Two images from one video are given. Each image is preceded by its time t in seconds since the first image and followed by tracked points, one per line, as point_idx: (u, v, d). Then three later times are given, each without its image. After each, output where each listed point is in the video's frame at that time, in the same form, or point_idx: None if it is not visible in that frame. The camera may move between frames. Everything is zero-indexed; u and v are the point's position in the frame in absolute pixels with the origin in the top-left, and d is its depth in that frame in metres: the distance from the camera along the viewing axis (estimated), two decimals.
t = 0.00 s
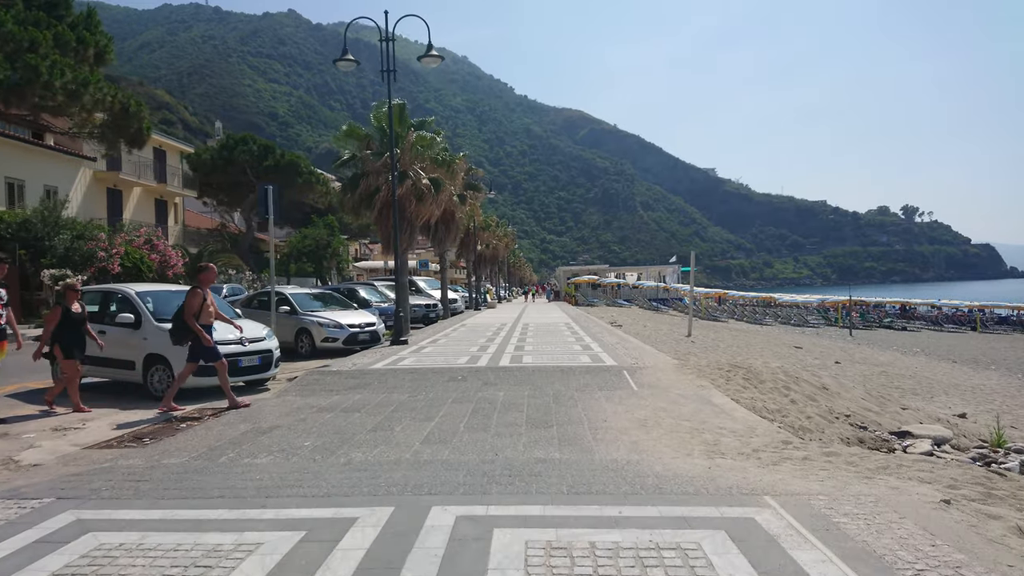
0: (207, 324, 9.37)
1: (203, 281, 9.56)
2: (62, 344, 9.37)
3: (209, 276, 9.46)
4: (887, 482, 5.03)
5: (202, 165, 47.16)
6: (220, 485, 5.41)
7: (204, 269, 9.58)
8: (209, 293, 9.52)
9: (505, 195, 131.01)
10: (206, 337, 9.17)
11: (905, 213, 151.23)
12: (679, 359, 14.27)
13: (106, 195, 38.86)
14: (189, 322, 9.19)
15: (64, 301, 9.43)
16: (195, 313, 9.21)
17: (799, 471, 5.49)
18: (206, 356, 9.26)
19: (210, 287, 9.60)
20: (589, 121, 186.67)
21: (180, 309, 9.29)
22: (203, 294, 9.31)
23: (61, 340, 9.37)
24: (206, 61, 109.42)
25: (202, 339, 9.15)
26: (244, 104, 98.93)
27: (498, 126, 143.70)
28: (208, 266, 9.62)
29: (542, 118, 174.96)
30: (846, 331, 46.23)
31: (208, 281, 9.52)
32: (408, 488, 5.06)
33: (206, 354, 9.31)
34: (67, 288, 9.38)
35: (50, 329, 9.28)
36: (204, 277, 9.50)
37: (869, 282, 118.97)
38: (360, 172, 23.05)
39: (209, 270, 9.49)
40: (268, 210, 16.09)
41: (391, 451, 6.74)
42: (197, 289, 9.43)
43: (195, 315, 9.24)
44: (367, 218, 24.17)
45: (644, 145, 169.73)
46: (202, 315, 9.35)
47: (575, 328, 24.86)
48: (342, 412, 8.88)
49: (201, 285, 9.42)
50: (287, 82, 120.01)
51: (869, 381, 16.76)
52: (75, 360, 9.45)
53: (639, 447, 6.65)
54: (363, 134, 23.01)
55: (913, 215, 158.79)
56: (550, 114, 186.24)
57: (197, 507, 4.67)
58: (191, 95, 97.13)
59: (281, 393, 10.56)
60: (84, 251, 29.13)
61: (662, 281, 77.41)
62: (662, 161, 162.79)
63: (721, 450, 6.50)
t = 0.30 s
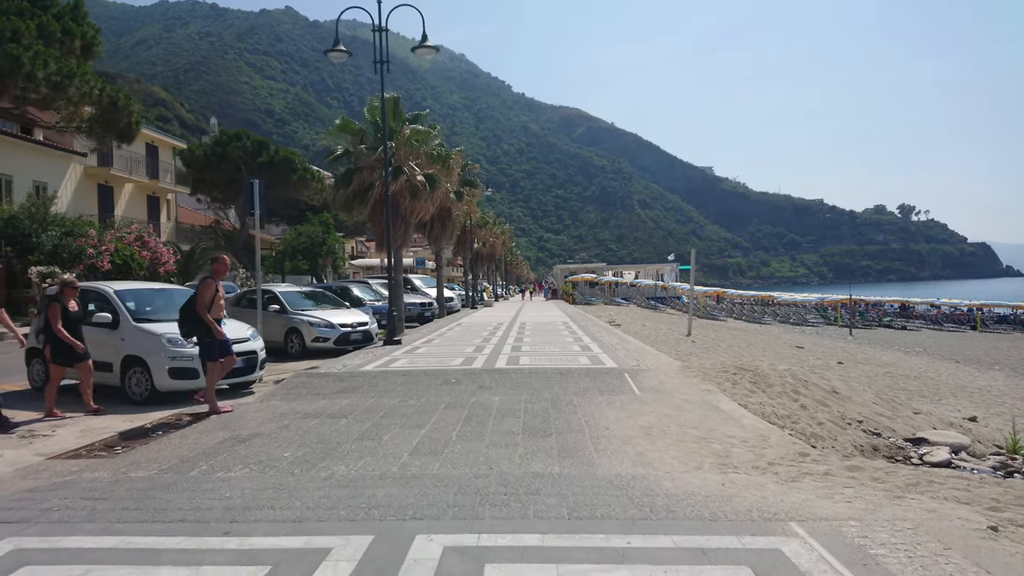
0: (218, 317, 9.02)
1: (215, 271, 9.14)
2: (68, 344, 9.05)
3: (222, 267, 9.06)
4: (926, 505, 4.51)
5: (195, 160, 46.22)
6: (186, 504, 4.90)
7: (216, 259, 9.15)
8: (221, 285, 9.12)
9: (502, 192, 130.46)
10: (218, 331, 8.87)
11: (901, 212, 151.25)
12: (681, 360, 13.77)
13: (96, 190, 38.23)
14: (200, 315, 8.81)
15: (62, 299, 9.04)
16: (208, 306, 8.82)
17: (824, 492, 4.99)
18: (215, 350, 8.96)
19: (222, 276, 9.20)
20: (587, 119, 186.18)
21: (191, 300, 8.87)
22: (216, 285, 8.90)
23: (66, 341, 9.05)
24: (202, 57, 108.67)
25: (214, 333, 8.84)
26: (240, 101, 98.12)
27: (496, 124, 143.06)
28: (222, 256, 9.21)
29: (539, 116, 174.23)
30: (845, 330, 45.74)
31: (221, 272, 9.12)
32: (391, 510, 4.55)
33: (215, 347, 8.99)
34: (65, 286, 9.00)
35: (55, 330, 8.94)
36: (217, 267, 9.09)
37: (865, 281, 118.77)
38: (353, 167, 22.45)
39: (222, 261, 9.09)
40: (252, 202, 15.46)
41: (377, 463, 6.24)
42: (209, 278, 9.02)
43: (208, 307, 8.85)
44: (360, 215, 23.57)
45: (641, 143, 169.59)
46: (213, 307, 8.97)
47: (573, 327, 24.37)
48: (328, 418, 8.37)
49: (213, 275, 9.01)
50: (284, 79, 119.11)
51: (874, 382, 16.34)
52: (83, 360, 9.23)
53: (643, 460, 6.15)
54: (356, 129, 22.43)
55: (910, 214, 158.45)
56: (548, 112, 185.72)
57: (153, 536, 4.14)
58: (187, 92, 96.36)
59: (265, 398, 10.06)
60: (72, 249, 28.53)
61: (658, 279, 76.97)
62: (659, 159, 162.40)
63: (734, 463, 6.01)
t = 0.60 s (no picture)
0: (227, 321, 8.71)
1: (223, 272, 8.89)
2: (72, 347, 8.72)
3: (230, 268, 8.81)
4: (971, 531, 4.03)
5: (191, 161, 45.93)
6: (145, 527, 4.41)
7: (224, 260, 8.90)
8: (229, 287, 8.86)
9: (501, 194, 130.07)
10: (224, 335, 8.51)
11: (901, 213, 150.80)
12: (684, 363, 13.28)
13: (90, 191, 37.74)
14: (208, 317, 8.50)
15: (69, 300, 8.78)
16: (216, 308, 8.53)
17: (854, 512, 4.50)
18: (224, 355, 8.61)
19: (230, 280, 8.93)
20: (586, 121, 185.84)
21: (198, 302, 8.59)
22: (224, 287, 8.62)
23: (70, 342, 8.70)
24: (200, 59, 108.30)
25: (221, 337, 8.48)
26: (239, 103, 97.69)
27: (494, 126, 142.74)
28: (230, 258, 8.96)
29: (538, 117, 173.84)
30: (847, 331, 45.28)
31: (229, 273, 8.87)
32: (370, 535, 4.06)
33: (222, 352, 8.65)
34: (73, 286, 8.75)
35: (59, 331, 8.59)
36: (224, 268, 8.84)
37: (864, 282, 118.27)
38: (348, 165, 21.88)
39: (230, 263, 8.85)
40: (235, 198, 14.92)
41: (361, 477, 5.74)
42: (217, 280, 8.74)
43: (216, 310, 8.55)
44: (355, 216, 23.02)
45: (640, 145, 169.31)
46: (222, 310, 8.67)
47: (573, 329, 23.88)
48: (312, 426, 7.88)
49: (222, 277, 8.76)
50: (282, 81, 118.77)
51: (883, 385, 15.84)
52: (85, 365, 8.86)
53: (652, 473, 5.66)
54: (351, 127, 21.92)
55: (910, 215, 157.97)
56: (547, 113, 185.35)
57: (98, 571, 3.64)
58: (185, 94, 95.94)
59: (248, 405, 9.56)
60: (63, 250, 27.80)
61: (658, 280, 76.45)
62: (659, 161, 162.06)
63: (749, 477, 5.52)
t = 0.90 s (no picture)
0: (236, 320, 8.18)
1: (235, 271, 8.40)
2: (67, 348, 8.20)
3: (240, 263, 8.30)
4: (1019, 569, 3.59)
5: (187, 160, 45.71)
6: (94, 560, 3.95)
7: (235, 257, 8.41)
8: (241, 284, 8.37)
9: (500, 194, 129.61)
10: (231, 334, 8.03)
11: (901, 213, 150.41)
12: (689, 367, 12.81)
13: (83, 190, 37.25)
14: (213, 317, 7.98)
15: (69, 300, 8.23)
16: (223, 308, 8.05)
17: (885, 542, 4.06)
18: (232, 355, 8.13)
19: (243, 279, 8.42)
20: (586, 121, 185.45)
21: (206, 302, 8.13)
22: (231, 285, 8.13)
23: (64, 342, 8.19)
24: (199, 59, 107.87)
25: (229, 335, 8.02)
26: (238, 102, 97.20)
27: (494, 126, 142.37)
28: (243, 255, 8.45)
29: (537, 117, 173.29)
30: (849, 331, 44.77)
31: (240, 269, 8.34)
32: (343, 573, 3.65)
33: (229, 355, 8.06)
34: (73, 286, 8.19)
35: (53, 333, 8.09)
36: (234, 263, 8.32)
37: (864, 281, 117.87)
38: (343, 163, 21.41)
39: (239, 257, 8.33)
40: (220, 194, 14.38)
41: (344, 496, 5.29)
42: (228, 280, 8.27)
43: (222, 310, 8.03)
44: (351, 214, 22.46)
45: (640, 145, 168.94)
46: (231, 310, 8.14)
47: (573, 330, 23.44)
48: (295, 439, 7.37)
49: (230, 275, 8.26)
50: (282, 80, 118.30)
51: (891, 388, 15.38)
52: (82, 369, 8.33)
53: (657, 493, 5.21)
54: (346, 123, 21.42)
55: (910, 215, 157.38)
56: (547, 113, 184.99)
57: None
58: (185, 94, 95.54)
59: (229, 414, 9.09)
60: (55, 249, 26.72)
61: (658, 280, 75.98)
62: (659, 160, 161.64)
63: (765, 498, 5.09)
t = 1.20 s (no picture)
0: (236, 323, 7.62)
1: (236, 271, 7.87)
2: (72, 350, 7.74)
3: (239, 262, 7.76)
4: None
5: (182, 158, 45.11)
6: None
7: (235, 256, 7.87)
8: (242, 285, 7.81)
9: (500, 194, 129.02)
10: (227, 340, 7.42)
11: (901, 213, 149.87)
12: (694, 369, 12.29)
13: (76, 188, 36.69)
14: (209, 321, 7.48)
15: (69, 298, 7.73)
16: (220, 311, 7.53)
17: None
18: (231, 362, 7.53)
19: (244, 279, 7.86)
20: (585, 121, 184.94)
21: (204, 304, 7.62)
22: (228, 286, 7.60)
23: (68, 344, 7.72)
24: (198, 59, 107.06)
25: (222, 342, 7.39)
26: (237, 102, 96.51)
27: (493, 126, 141.77)
28: (243, 253, 7.90)
29: (537, 116, 172.69)
30: (851, 331, 44.21)
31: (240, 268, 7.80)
32: None
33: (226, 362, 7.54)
34: (71, 283, 7.68)
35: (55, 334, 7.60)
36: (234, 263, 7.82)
37: (863, 281, 117.38)
38: (337, 159, 20.91)
39: (239, 256, 7.80)
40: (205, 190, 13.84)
41: (319, 515, 4.79)
42: (229, 280, 7.74)
43: (218, 313, 7.51)
44: (345, 213, 21.94)
45: (639, 144, 168.46)
46: (230, 314, 7.61)
47: (572, 330, 22.92)
48: (274, 448, 6.88)
49: (231, 276, 7.74)
50: (281, 80, 117.62)
51: (901, 391, 14.87)
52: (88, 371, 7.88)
53: (664, 514, 4.70)
54: (340, 119, 20.87)
55: (910, 214, 156.67)
56: (547, 113, 184.56)
57: None
58: (185, 93, 94.86)
59: (209, 421, 8.58)
60: (46, 248, 25.98)
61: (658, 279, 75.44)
62: (658, 160, 161.23)
63: (785, 519, 4.60)
